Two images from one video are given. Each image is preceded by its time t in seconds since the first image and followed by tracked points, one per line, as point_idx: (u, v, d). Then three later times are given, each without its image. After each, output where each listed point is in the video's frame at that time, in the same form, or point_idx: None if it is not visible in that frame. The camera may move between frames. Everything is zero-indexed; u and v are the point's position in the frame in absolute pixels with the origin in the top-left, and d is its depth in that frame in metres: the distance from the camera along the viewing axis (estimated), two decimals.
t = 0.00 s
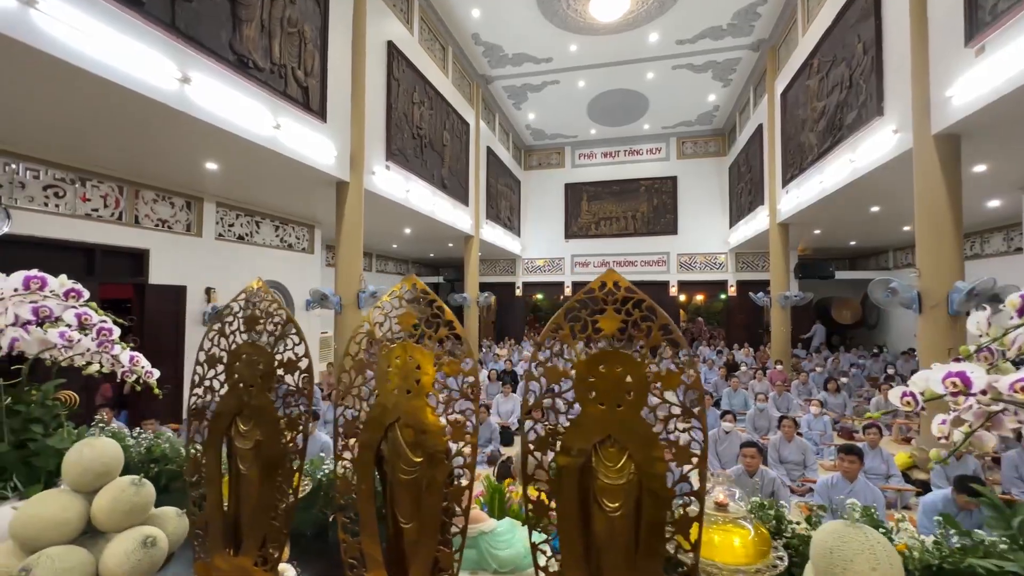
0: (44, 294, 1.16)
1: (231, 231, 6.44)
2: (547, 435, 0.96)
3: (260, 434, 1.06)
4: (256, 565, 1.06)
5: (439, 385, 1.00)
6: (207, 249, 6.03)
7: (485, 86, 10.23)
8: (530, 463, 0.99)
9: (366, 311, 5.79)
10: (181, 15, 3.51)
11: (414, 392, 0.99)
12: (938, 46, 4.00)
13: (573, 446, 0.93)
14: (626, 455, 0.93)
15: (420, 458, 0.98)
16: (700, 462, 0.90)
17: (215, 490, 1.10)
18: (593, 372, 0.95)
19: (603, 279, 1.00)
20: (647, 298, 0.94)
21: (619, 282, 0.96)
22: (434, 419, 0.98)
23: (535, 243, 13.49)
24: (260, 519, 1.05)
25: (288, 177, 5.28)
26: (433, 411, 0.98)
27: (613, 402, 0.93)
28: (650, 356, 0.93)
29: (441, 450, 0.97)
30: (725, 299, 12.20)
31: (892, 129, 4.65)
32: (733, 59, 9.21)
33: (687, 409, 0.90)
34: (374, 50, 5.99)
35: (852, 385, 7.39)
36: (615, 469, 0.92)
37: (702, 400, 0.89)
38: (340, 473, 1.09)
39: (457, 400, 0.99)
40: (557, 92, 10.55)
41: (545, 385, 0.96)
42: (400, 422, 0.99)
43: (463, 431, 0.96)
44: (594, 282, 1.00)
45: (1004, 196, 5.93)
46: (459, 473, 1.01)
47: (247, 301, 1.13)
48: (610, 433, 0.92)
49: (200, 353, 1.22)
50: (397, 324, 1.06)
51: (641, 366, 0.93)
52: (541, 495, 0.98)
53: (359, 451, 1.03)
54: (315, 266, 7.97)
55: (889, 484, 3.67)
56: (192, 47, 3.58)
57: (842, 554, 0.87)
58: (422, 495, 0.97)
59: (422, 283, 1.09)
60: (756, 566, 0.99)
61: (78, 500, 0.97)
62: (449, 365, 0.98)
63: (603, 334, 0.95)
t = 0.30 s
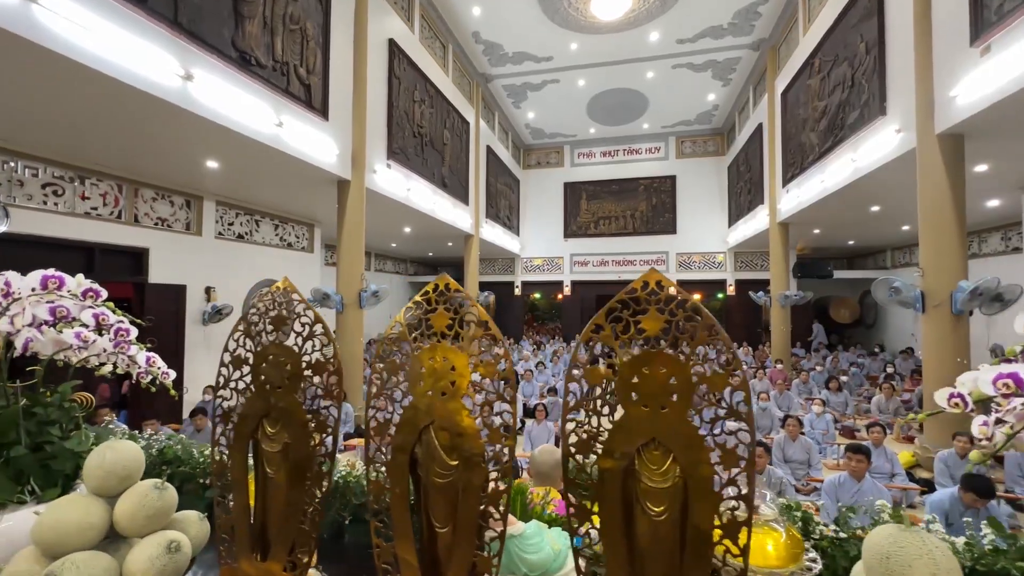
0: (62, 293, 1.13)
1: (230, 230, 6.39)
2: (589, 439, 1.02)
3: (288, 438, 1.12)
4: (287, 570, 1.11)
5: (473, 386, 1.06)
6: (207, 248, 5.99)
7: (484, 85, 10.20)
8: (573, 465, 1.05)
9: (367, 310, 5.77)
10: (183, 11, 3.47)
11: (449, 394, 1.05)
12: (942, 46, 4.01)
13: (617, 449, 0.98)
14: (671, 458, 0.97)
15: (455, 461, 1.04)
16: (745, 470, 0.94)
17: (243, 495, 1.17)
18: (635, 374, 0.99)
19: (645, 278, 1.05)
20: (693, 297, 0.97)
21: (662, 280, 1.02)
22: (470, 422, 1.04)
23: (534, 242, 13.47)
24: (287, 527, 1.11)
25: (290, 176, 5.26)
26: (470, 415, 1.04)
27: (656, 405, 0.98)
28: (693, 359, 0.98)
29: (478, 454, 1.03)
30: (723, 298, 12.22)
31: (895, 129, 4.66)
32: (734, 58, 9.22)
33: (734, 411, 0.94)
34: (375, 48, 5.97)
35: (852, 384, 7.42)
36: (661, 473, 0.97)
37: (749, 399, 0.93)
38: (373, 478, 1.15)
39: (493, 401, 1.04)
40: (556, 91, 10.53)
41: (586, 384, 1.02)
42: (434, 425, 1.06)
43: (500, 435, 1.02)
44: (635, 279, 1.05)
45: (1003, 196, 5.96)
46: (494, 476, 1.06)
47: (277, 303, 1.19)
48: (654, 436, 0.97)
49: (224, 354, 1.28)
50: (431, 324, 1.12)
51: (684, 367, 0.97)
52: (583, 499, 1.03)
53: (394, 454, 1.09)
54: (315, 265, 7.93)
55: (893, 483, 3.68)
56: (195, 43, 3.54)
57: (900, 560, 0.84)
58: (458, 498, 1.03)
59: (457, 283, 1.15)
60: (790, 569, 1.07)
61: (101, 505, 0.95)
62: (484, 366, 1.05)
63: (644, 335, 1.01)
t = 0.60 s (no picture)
0: (74, 290, 1.09)
1: (229, 228, 6.33)
2: (628, 439, 1.05)
3: (311, 438, 1.18)
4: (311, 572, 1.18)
5: (506, 384, 1.10)
6: (205, 247, 5.94)
7: (483, 83, 10.16)
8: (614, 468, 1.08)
9: (367, 309, 5.77)
10: (184, 6, 3.42)
11: (482, 393, 1.10)
12: (945, 45, 4.02)
13: (659, 450, 1.01)
14: (715, 458, 0.99)
15: (489, 461, 1.08)
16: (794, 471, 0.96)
17: (265, 499, 1.23)
18: (683, 369, 1.01)
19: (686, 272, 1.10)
20: (738, 295, 1.03)
21: (709, 276, 1.05)
22: (502, 421, 1.08)
23: (532, 241, 13.45)
24: (312, 530, 1.18)
25: (290, 174, 5.21)
26: (503, 415, 1.08)
27: (701, 402, 1.00)
28: (735, 357, 1.00)
29: (511, 456, 1.07)
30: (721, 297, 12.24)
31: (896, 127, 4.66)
32: (733, 57, 9.22)
33: (781, 410, 0.96)
34: (375, 45, 5.92)
35: (851, 382, 7.44)
36: (704, 475, 0.98)
37: (796, 396, 0.95)
38: (402, 479, 1.20)
39: (524, 400, 1.09)
40: (555, 89, 10.51)
41: (626, 382, 1.05)
42: (467, 424, 1.10)
43: (534, 435, 1.06)
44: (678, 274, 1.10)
45: (1001, 195, 5.99)
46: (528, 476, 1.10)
47: (304, 299, 1.27)
48: (695, 434, 1.00)
49: (245, 352, 1.34)
50: (463, 321, 1.15)
51: (720, 360, 1.00)
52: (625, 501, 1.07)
53: (425, 454, 1.13)
54: (313, 264, 7.88)
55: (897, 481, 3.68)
56: (195, 39, 3.49)
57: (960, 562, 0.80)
58: (491, 499, 1.07)
59: (485, 281, 1.21)
60: (823, 570, 1.13)
61: (118, 507, 0.92)
62: (517, 365, 1.09)
63: (688, 332, 1.03)
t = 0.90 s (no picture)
0: (85, 286, 1.06)
1: (226, 226, 6.27)
2: (674, 440, 1.05)
3: (337, 438, 1.19)
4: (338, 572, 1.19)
5: (542, 381, 1.10)
6: (202, 244, 5.87)
7: (482, 80, 10.13)
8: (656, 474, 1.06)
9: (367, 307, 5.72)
10: None
11: (517, 392, 1.10)
12: (948, 43, 4.02)
13: (705, 450, 1.02)
14: (764, 458, 1.01)
15: (524, 462, 1.09)
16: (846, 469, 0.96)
17: (287, 500, 1.23)
18: (728, 365, 1.02)
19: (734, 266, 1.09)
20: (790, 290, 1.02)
21: (757, 271, 1.05)
22: (540, 422, 1.08)
23: (530, 239, 13.42)
24: (337, 534, 1.19)
25: (289, 171, 5.16)
26: (540, 414, 1.08)
27: (746, 402, 1.01)
28: (789, 353, 1.03)
29: (548, 457, 1.07)
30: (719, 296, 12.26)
31: (898, 126, 4.66)
32: (732, 56, 9.23)
33: (833, 407, 0.99)
34: (375, 41, 5.85)
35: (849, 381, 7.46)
36: (753, 475, 1.01)
37: (848, 396, 0.98)
38: (433, 481, 1.20)
39: (561, 401, 1.09)
40: (554, 87, 10.48)
41: (670, 382, 1.07)
42: (501, 424, 1.11)
43: (573, 434, 1.07)
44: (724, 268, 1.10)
45: (999, 194, 6.01)
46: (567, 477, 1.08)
47: (322, 295, 1.28)
48: (748, 434, 1.01)
49: (268, 349, 1.35)
50: (495, 318, 1.15)
51: (765, 354, 1.01)
52: (669, 502, 1.07)
53: (458, 455, 1.14)
54: (311, 262, 7.83)
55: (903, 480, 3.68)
56: (195, 33, 3.43)
57: None
58: (527, 499, 1.09)
59: (518, 274, 1.20)
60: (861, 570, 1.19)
61: (133, 510, 0.89)
62: (552, 362, 1.09)
63: (737, 329, 1.05)
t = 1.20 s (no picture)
0: (97, 283, 1.01)
1: (222, 224, 6.19)
2: (726, 444, 1.08)
3: (368, 441, 1.19)
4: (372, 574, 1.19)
5: (583, 379, 1.14)
6: (198, 243, 5.80)
7: (480, 78, 10.08)
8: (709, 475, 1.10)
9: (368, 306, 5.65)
10: None
11: (559, 392, 1.13)
12: (950, 42, 4.03)
13: (760, 453, 1.04)
14: (820, 461, 1.03)
15: (567, 466, 1.11)
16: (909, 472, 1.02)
17: (316, 504, 1.22)
18: (776, 373, 1.06)
19: (787, 263, 1.14)
20: (843, 285, 1.07)
21: (813, 266, 1.10)
22: (582, 422, 1.11)
23: (527, 238, 13.39)
24: (367, 540, 1.18)
25: (288, 169, 5.09)
26: (581, 416, 1.11)
27: (802, 403, 1.04)
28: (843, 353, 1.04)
29: (592, 460, 1.09)
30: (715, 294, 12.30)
31: (899, 126, 4.67)
32: (729, 55, 9.24)
33: (893, 409, 1.03)
34: (373, 38, 5.78)
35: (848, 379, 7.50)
36: (810, 479, 1.02)
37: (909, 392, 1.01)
38: (472, 487, 1.24)
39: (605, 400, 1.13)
40: (552, 86, 10.44)
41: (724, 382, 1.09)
42: (542, 426, 1.13)
43: (619, 437, 1.10)
44: (777, 264, 1.14)
45: (995, 193, 6.04)
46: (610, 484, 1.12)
47: (356, 293, 1.27)
48: (804, 437, 1.03)
49: (291, 349, 1.34)
50: (534, 316, 1.19)
51: (817, 353, 1.04)
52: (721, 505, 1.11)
53: (496, 458, 1.15)
54: (308, 261, 7.75)
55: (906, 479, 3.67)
56: (195, 27, 3.38)
57: None
58: (570, 501, 1.10)
59: (559, 270, 1.23)
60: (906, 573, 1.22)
61: (152, 517, 0.85)
62: (595, 362, 1.13)
63: (792, 326, 1.08)
